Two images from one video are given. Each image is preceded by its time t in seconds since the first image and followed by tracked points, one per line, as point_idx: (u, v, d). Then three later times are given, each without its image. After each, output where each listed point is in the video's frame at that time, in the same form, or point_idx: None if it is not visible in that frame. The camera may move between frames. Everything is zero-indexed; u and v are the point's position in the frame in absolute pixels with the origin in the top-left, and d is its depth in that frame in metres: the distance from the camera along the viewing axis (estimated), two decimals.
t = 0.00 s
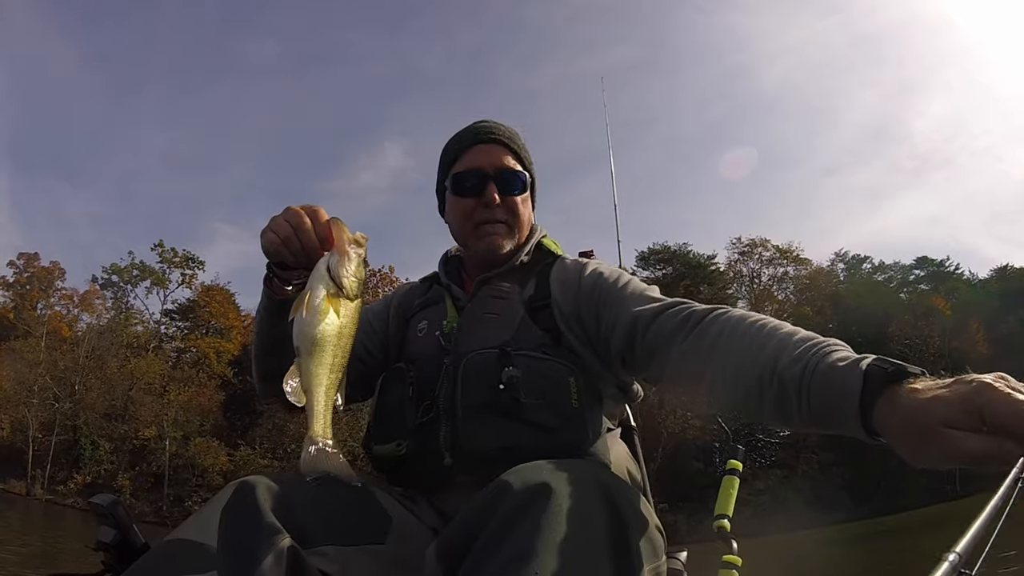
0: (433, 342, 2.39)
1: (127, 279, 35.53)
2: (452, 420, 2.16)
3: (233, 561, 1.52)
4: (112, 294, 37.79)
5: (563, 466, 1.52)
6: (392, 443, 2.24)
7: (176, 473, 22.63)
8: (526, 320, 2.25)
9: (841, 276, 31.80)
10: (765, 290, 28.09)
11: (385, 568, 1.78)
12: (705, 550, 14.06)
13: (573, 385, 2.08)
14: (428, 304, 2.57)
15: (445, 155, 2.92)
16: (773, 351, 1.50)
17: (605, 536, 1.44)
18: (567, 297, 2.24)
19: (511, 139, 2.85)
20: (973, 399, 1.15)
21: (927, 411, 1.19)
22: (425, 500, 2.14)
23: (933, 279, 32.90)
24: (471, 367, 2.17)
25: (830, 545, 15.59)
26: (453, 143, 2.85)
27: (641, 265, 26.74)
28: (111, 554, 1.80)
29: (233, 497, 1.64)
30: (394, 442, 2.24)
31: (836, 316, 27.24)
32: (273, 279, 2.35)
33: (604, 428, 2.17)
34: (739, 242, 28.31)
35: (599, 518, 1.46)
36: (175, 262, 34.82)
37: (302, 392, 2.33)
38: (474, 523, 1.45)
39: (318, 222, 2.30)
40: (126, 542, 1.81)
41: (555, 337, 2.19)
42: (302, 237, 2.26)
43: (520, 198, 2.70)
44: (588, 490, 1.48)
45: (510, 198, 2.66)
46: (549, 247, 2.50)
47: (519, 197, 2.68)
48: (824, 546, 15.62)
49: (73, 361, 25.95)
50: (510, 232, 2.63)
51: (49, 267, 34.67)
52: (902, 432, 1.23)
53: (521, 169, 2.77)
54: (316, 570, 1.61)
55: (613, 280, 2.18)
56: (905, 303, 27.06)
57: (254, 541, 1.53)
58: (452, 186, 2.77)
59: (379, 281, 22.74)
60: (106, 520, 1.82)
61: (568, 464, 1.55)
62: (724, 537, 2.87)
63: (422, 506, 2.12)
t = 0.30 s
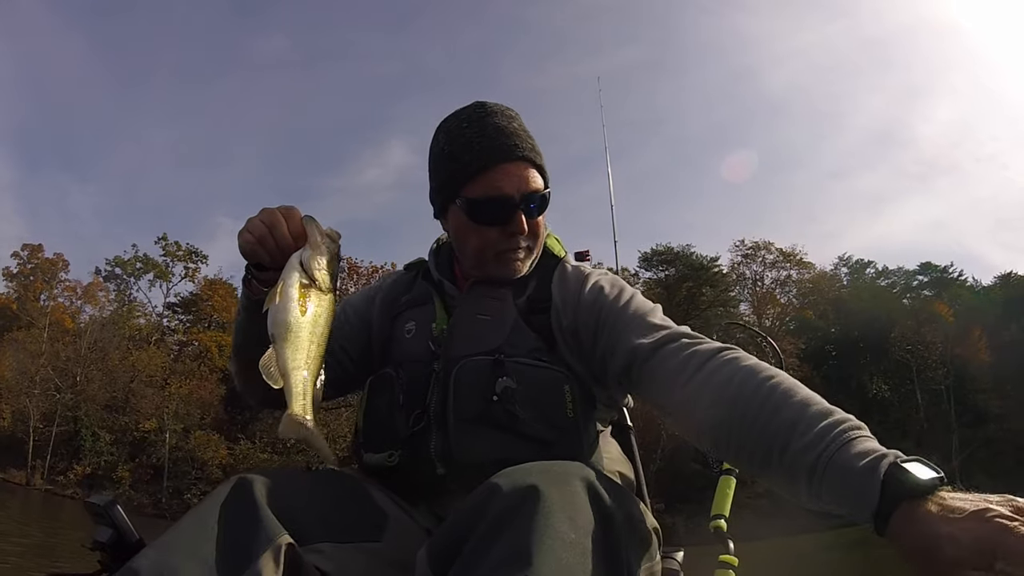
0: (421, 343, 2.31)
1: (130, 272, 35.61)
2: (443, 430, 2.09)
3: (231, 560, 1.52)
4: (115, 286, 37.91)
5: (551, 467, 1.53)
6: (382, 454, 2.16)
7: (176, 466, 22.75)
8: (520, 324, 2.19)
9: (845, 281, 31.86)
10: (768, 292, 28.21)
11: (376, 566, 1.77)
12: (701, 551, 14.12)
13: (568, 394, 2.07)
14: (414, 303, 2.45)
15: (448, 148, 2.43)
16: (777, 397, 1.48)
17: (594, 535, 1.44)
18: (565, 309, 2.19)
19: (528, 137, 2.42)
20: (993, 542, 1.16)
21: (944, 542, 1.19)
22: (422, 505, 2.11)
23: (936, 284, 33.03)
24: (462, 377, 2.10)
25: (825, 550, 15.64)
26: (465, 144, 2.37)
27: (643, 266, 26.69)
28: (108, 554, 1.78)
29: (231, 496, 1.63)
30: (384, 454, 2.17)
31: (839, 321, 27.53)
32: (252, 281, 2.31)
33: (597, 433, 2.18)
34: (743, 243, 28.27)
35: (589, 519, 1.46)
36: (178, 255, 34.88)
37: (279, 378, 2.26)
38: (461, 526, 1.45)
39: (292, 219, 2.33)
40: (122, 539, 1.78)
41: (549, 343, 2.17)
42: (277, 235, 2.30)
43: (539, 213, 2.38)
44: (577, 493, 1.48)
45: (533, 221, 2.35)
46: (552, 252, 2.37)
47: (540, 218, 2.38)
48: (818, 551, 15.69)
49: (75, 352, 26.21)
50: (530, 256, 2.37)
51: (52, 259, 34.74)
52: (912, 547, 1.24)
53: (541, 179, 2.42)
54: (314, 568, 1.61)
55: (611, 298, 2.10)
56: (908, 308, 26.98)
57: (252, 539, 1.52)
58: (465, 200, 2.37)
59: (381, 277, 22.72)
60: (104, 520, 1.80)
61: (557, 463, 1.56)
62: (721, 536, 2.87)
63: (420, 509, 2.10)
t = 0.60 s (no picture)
0: (423, 344, 2.28)
1: (134, 267, 35.73)
2: (443, 431, 2.06)
3: (229, 561, 1.53)
4: (120, 281, 38.05)
5: (518, 465, 1.50)
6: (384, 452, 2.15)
7: (178, 461, 22.88)
8: (523, 326, 2.20)
9: (849, 283, 31.82)
10: (772, 293, 28.18)
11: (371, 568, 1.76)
12: (700, 552, 14.17)
13: (569, 397, 2.08)
14: (416, 303, 2.42)
15: (466, 148, 2.35)
16: (738, 395, 1.82)
17: (563, 531, 1.42)
18: (574, 313, 2.24)
19: (546, 144, 2.35)
20: (912, 483, 1.34)
21: (854, 491, 1.42)
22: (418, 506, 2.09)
23: (941, 287, 32.96)
24: (463, 377, 2.09)
25: (822, 553, 15.69)
26: (484, 148, 2.28)
27: (648, 266, 26.67)
28: (107, 555, 1.78)
29: (227, 493, 1.64)
30: (387, 451, 2.16)
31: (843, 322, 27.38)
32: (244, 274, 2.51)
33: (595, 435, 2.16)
34: (747, 244, 28.16)
35: (558, 514, 1.43)
36: (183, 251, 34.98)
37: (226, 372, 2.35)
38: (435, 523, 1.44)
39: (273, 216, 2.43)
40: (121, 539, 1.78)
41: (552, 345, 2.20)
42: (258, 230, 2.42)
43: (552, 221, 2.34)
44: (543, 487, 1.45)
45: (545, 227, 2.30)
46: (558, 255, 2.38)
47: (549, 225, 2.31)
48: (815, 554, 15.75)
49: (78, 347, 26.65)
50: (536, 262, 2.33)
51: (58, 253, 34.86)
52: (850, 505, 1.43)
53: (556, 184, 2.34)
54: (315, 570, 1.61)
55: (630, 318, 2.15)
56: (912, 311, 26.89)
57: (249, 538, 1.55)
58: (479, 203, 2.30)
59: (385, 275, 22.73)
60: (104, 521, 1.80)
61: (523, 461, 1.54)
62: (722, 536, 2.85)
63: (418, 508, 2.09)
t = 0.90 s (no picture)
0: (443, 341, 2.28)
1: (140, 258, 35.86)
2: (454, 426, 2.06)
3: (231, 560, 1.52)
4: (125, 273, 38.22)
5: (483, 469, 1.49)
6: (393, 437, 2.12)
7: (180, 453, 22.92)
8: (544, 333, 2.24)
9: (854, 289, 31.73)
10: (775, 298, 28.13)
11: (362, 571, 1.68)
12: (700, 556, 14.11)
13: (579, 404, 2.10)
14: (439, 300, 2.42)
15: (522, 155, 2.39)
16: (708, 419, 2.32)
17: (529, 537, 1.41)
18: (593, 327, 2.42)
19: (595, 165, 2.43)
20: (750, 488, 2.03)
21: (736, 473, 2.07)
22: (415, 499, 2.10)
23: (945, 295, 32.88)
24: (480, 373, 2.09)
25: (821, 559, 15.62)
26: (541, 161, 2.34)
27: (653, 267, 26.65)
28: (106, 561, 1.72)
29: (228, 495, 1.63)
30: (396, 437, 2.12)
31: (847, 329, 26.73)
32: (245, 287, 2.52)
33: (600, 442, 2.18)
34: (753, 248, 28.21)
35: (522, 514, 1.44)
36: (188, 244, 35.11)
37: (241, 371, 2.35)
38: (400, 533, 1.41)
39: (273, 226, 2.47)
40: (120, 543, 1.74)
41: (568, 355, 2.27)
42: (259, 240, 2.46)
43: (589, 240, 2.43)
44: (504, 488, 1.45)
45: (584, 244, 2.40)
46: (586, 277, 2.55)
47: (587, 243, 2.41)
48: (815, 559, 15.67)
49: (83, 338, 26.76)
50: (568, 275, 2.43)
51: (63, 243, 35.00)
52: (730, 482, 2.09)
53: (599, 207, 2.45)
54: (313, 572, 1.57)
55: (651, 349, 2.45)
56: (916, 318, 26.82)
57: (251, 537, 1.52)
58: (529, 213, 2.36)
59: (389, 271, 22.70)
60: (101, 525, 1.75)
61: (490, 465, 1.53)
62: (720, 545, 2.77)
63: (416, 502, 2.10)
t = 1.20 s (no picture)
0: (461, 330, 2.28)
1: (143, 259, 35.95)
2: (469, 409, 2.04)
3: (234, 558, 1.43)
4: (129, 273, 38.31)
5: (475, 464, 1.47)
6: (409, 415, 2.09)
7: (185, 452, 22.97)
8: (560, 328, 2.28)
9: (858, 283, 31.64)
10: (779, 292, 28.00)
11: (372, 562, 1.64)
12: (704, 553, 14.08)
13: (591, 394, 2.11)
14: (458, 294, 2.42)
15: (548, 165, 2.41)
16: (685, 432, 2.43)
17: (524, 532, 1.41)
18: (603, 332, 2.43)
19: (620, 176, 2.47)
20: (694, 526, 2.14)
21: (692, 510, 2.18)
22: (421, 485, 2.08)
23: (950, 289, 32.77)
24: (499, 356, 2.09)
25: (826, 554, 15.59)
26: (570, 169, 2.36)
27: (656, 263, 26.60)
28: (111, 559, 1.65)
29: (232, 493, 1.52)
30: (413, 414, 2.08)
31: (851, 322, 26.95)
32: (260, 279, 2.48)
33: (609, 435, 2.15)
34: (756, 243, 28.10)
35: (516, 511, 1.43)
36: (192, 243, 35.19)
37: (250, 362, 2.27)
38: (395, 530, 1.40)
39: (288, 220, 2.41)
40: (124, 541, 1.65)
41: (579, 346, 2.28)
42: (277, 233, 2.41)
43: (609, 246, 2.46)
44: (498, 485, 1.44)
45: (604, 249, 2.43)
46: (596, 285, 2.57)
47: (606, 250, 2.45)
48: (820, 554, 15.63)
49: (87, 338, 26.86)
50: (586, 276, 2.47)
51: (67, 244, 35.06)
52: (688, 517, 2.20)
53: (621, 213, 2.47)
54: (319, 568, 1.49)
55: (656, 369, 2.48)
56: (920, 312, 26.73)
57: (251, 534, 1.44)
58: (555, 217, 2.38)
59: (393, 269, 22.67)
60: (107, 521, 1.67)
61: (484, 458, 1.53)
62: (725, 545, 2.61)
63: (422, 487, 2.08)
